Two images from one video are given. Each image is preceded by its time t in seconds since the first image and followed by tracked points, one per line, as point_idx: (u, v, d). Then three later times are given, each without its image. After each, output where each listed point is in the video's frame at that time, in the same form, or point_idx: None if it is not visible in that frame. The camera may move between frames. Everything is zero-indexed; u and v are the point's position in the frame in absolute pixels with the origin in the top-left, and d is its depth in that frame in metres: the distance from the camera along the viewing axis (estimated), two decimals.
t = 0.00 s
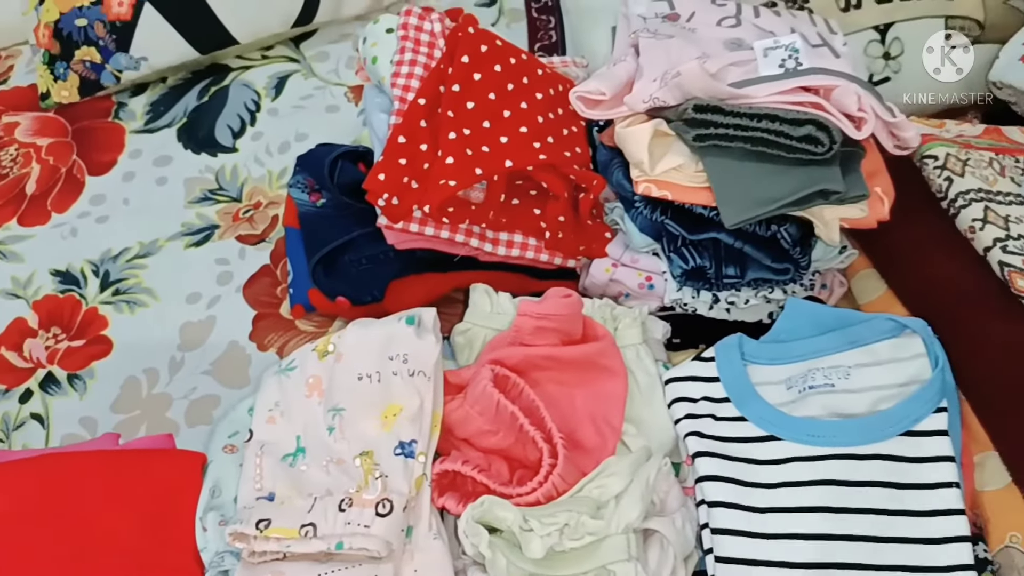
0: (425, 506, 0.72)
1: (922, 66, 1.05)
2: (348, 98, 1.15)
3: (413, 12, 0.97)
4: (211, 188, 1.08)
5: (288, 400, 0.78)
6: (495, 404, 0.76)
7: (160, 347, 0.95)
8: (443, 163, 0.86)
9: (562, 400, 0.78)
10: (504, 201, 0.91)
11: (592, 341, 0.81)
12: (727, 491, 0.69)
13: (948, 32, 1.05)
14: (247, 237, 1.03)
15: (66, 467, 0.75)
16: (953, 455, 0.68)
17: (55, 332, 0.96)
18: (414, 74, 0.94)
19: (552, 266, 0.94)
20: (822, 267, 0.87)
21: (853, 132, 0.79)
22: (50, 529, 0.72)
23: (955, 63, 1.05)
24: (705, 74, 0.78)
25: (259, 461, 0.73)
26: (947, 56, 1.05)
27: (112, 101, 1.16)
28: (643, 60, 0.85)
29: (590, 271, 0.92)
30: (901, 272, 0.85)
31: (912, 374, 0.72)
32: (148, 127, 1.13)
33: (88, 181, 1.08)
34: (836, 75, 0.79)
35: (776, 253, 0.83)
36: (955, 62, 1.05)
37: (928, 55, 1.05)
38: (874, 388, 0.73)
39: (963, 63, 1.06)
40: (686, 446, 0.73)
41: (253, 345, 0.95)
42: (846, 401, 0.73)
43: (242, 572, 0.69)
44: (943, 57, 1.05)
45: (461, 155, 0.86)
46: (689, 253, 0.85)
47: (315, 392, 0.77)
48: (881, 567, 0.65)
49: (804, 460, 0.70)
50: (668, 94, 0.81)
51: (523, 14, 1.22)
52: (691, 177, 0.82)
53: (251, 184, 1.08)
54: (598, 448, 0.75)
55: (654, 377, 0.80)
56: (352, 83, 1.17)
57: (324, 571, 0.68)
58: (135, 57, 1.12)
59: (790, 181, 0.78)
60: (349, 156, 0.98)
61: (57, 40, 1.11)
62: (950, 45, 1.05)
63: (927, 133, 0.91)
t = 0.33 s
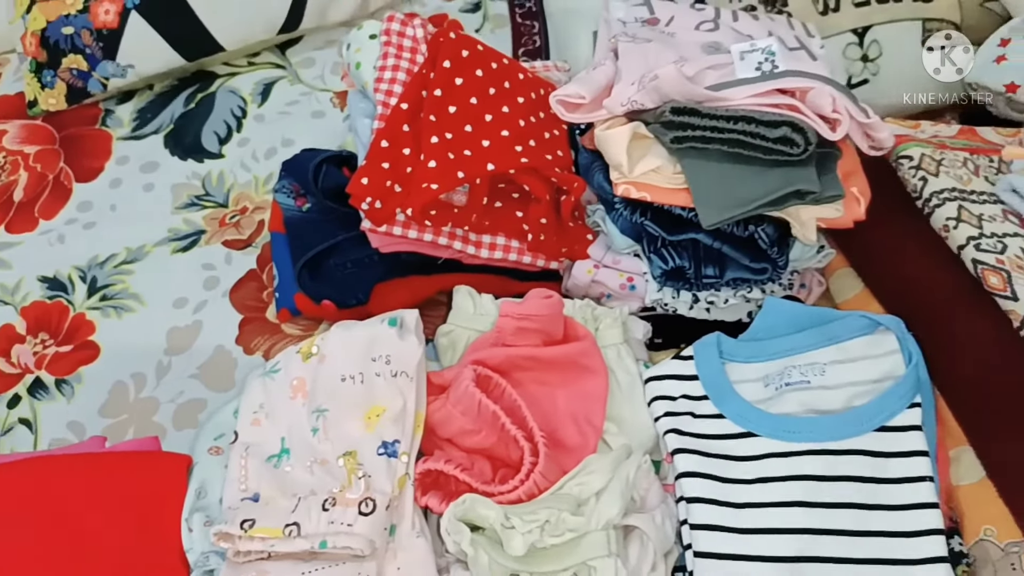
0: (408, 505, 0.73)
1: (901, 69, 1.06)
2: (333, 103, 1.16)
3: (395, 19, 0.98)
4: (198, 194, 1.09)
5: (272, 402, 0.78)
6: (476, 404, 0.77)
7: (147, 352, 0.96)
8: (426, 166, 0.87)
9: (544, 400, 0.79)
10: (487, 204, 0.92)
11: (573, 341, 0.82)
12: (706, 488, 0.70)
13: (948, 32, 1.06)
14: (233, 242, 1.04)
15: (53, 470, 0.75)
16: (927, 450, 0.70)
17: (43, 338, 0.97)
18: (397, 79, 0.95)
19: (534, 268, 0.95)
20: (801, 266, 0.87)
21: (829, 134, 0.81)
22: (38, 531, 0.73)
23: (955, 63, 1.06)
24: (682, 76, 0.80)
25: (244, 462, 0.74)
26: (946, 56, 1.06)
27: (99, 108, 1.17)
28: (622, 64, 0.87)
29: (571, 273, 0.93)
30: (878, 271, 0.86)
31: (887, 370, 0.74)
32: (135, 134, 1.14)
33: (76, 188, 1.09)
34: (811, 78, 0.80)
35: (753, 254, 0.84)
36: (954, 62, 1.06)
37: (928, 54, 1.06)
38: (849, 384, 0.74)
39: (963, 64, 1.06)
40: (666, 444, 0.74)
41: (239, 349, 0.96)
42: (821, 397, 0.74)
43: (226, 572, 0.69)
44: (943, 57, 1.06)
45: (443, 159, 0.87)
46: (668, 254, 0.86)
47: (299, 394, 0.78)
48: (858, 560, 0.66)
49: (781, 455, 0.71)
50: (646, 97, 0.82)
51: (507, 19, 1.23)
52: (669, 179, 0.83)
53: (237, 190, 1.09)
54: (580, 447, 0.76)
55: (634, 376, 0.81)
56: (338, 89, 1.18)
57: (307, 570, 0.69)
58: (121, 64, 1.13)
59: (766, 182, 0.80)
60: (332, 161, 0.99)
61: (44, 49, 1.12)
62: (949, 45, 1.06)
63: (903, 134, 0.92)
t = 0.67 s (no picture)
0: (391, 503, 0.73)
1: (880, 70, 1.08)
2: (320, 108, 1.18)
3: (379, 23, 0.99)
4: (186, 199, 1.10)
5: (257, 403, 0.79)
6: (459, 403, 0.78)
7: (135, 355, 0.97)
8: (409, 169, 0.88)
9: (526, 399, 0.80)
10: (470, 207, 0.93)
11: (555, 340, 0.83)
12: (684, 484, 0.71)
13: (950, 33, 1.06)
14: (220, 246, 1.05)
15: (40, 472, 0.76)
16: (900, 444, 0.71)
17: (32, 342, 0.97)
18: (380, 83, 0.96)
19: (518, 269, 0.96)
20: (780, 266, 0.88)
21: (805, 134, 0.82)
22: (25, 532, 0.73)
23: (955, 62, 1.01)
24: (660, 79, 0.81)
25: (229, 462, 0.75)
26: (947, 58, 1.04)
27: (87, 115, 1.18)
28: (602, 67, 0.88)
29: (555, 274, 0.94)
30: (855, 269, 0.86)
31: (861, 367, 0.75)
32: (123, 140, 1.15)
33: (64, 194, 1.10)
34: (787, 79, 0.81)
35: (732, 253, 0.85)
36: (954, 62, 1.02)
37: (928, 54, 1.07)
38: (825, 380, 0.75)
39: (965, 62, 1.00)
40: (646, 441, 0.75)
41: (226, 352, 0.97)
42: (798, 393, 0.75)
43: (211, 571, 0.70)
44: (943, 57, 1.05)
45: (426, 161, 0.88)
46: (649, 254, 0.87)
47: (283, 395, 0.79)
48: (833, 553, 0.67)
49: (758, 451, 0.72)
50: (624, 100, 0.83)
51: (492, 24, 1.25)
52: (649, 180, 0.84)
53: (224, 195, 1.10)
54: (562, 445, 0.77)
55: (616, 376, 0.83)
56: (324, 94, 1.19)
57: (291, 568, 0.70)
58: (109, 71, 1.14)
59: (744, 182, 0.81)
60: (318, 164, 1.00)
61: (32, 56, 1.13)
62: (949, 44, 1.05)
63: (880, 135, 0.94)
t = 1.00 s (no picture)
0: (374, 503, 0.75)
1: (859, 73, 1.09)
2: (306, 114, 1.19)
3: (362, 29, 1.00)
4: (173, 205, 1.10)
5: (242, 406, 0.80)
6: (441, 404, 0.79)
7: (123, 360, 0.98)
8: (392, 174, 0.89)
9: (509, 399, 0.81)
10: (453, 210, 0.94)
11: (537, 341, 0.84)
12: (663, 482, 0.72)
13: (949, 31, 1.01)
14: (207, 252, 1.06)
15: (27, 475, 0.77)
16: (875, 441, 0.72)
17: (20, 348, 0.98)
18: (364, 89, 0.97)
19: (502, 272, 0.97)
20: (759, 266, 0.90)
21: (781, 136, 0.83)
22: (12, 535, 0.74)
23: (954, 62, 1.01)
24: (638, 83, 0.83)
25: (214, 465, 0.76)
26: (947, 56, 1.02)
27: (75, 122, 1.19)
28: (581, 72, 0.89)
29: (538, 276, 0.96)
30: (832, 268, 0.87)
31: (837, 365, 0.76)
32: (111, 147, 1.16)
33: (52, 201, 1.10)
34: (764, 82, 0.83)
35: (711, 254, 0.87)
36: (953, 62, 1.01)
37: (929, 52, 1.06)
38: (801, 378, 0.77)
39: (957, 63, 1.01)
40: (626, 439, 0.76)
41: (213, 356, 0.98)
42: (775, 392, 0.76)
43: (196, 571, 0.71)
44: (943, 57, 1.02)
45: (409, 166, 0.89)
46: (629, 256, 0.88)
47: (268, 398, 0.80)
48: (809, 549, 0.68)
49: (736, 449, 0.73)
50: (604, 103, 0.85)
51: (477, 29, 1.26)
52: (629, 183, 0.85)
53: (211, 201, 1.11)
54: (544, 444, 0.78)
55: (597, 376, 0.84)
56: (311, 100, 1.21)
57: (275, 568, 0.71)
58: (97, 78, 1.15)
59: (721, 184, 0.82)
60: (303, 169, 1.01)
61: (20, 64, 1.13)
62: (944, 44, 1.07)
63: (856, 137, 0.95)
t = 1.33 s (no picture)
0: (358, 505, 0.76)
1: (839, 79, 1.11)
2: (294, 121, 1.20)
3: (347, 38, 1.01)
4: (162, 212, 1.11)
5: (228, 410, 0.81)
6: (424, 407, 0.80)
7: (112, 366, 0.98)
8: (376, 180, 0.90)
9: (491, 402, 0.82)
10: (438, 216, 0.95)
11: (519, 344, 0.86)
12: (642, 481, 0.73)
13: (948, 31, 1.02)
14: (196, 258, 1.07)
15: (17, 480, 0.78)
16: (850, 440, 0.73)
17: (9, 355, 0.99)
18: (349, 96, 0.98)
19: (486, 277, 0.98)
20: (739, 270, 0.91)
21: (759, 142, 0.85)
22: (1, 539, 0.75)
23: (954, 62, 1.01)
24: (618, 90, 0.84)
25: (199, 468, 0.76)
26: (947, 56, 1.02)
27: (65, 131, 1.20)
28: (562, 79, 0.90)
29: (522, 281, 0.97)
30: (811, 271, 0.88)
31: (813, 365, 0.77)
32: (101, 155, 1.17)
33: (42, 209, 1.11)
34: (741, 88, 0.85)
35: (691, 257, 0.88)
36: (954, 62, 1.01)
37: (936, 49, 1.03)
38: (779, 378, 0.78)
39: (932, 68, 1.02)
40: (606, 440, 0.77)
41: (201, 361, 0.99)
42: (752, 392, 0.78)
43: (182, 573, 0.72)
44: (942, 57, 1.02)
45: (393, 172, 0.91)
46: (611, 260, 0.89)
47: (254, 402, 0.81)
48: (785, 547, 0.69)
49: (714, 449, 0.74)
50: (584, 110, 0.86)
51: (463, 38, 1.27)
52: (609, 188, 0.86)
53: (200, 208, 1.12)
54: (526, 446, 0.79)
55: (579, 378, 0.85)
56: (299, 108, 1.22)
57: (260, 569, 0.72)
58: (86, 87, 1.16)
59: (699, 188, 0.83)
60: (289, 176, 1.02)
61: (10, 73, 1.13)
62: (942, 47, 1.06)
63: (832, 141, 0.97)
